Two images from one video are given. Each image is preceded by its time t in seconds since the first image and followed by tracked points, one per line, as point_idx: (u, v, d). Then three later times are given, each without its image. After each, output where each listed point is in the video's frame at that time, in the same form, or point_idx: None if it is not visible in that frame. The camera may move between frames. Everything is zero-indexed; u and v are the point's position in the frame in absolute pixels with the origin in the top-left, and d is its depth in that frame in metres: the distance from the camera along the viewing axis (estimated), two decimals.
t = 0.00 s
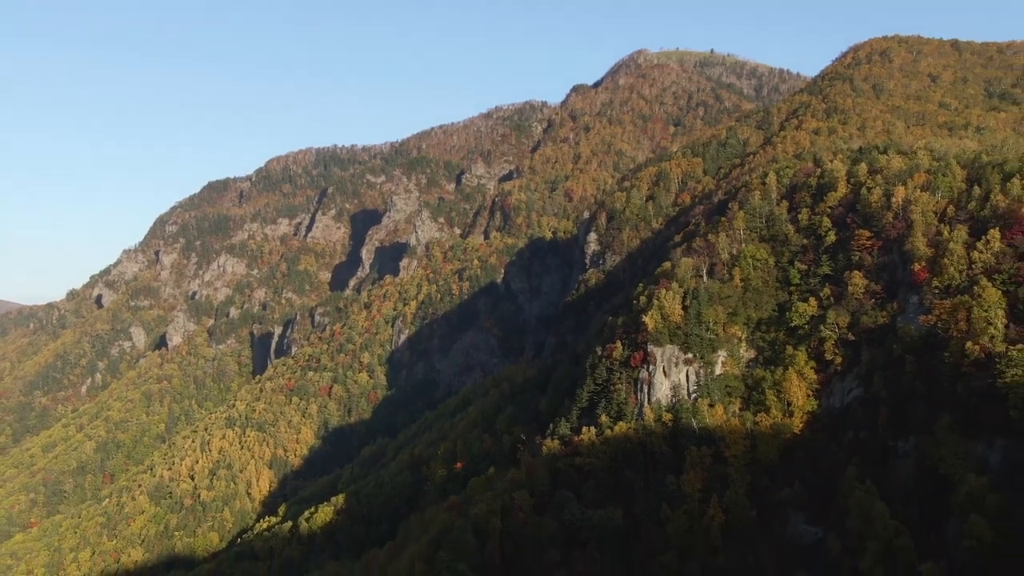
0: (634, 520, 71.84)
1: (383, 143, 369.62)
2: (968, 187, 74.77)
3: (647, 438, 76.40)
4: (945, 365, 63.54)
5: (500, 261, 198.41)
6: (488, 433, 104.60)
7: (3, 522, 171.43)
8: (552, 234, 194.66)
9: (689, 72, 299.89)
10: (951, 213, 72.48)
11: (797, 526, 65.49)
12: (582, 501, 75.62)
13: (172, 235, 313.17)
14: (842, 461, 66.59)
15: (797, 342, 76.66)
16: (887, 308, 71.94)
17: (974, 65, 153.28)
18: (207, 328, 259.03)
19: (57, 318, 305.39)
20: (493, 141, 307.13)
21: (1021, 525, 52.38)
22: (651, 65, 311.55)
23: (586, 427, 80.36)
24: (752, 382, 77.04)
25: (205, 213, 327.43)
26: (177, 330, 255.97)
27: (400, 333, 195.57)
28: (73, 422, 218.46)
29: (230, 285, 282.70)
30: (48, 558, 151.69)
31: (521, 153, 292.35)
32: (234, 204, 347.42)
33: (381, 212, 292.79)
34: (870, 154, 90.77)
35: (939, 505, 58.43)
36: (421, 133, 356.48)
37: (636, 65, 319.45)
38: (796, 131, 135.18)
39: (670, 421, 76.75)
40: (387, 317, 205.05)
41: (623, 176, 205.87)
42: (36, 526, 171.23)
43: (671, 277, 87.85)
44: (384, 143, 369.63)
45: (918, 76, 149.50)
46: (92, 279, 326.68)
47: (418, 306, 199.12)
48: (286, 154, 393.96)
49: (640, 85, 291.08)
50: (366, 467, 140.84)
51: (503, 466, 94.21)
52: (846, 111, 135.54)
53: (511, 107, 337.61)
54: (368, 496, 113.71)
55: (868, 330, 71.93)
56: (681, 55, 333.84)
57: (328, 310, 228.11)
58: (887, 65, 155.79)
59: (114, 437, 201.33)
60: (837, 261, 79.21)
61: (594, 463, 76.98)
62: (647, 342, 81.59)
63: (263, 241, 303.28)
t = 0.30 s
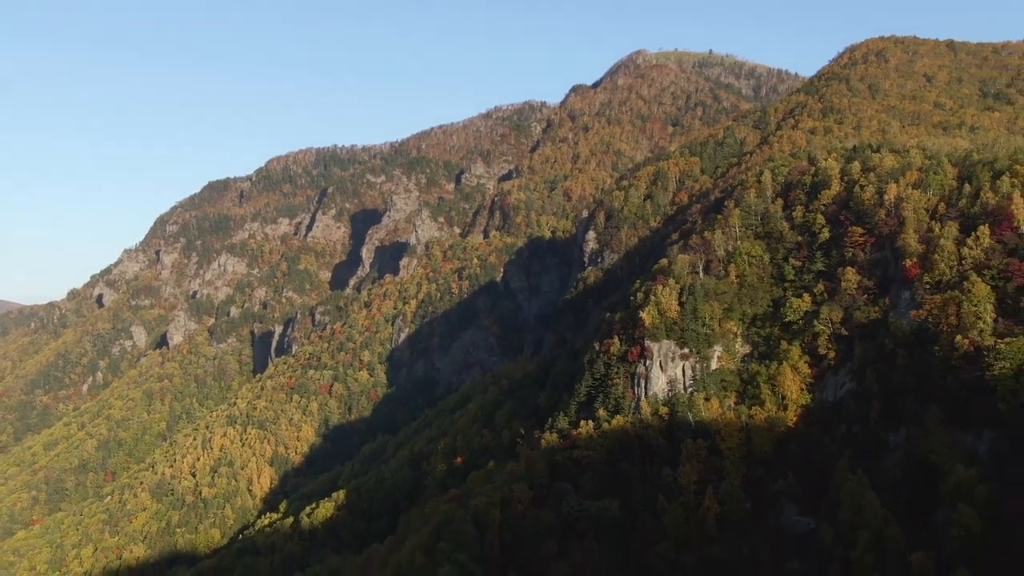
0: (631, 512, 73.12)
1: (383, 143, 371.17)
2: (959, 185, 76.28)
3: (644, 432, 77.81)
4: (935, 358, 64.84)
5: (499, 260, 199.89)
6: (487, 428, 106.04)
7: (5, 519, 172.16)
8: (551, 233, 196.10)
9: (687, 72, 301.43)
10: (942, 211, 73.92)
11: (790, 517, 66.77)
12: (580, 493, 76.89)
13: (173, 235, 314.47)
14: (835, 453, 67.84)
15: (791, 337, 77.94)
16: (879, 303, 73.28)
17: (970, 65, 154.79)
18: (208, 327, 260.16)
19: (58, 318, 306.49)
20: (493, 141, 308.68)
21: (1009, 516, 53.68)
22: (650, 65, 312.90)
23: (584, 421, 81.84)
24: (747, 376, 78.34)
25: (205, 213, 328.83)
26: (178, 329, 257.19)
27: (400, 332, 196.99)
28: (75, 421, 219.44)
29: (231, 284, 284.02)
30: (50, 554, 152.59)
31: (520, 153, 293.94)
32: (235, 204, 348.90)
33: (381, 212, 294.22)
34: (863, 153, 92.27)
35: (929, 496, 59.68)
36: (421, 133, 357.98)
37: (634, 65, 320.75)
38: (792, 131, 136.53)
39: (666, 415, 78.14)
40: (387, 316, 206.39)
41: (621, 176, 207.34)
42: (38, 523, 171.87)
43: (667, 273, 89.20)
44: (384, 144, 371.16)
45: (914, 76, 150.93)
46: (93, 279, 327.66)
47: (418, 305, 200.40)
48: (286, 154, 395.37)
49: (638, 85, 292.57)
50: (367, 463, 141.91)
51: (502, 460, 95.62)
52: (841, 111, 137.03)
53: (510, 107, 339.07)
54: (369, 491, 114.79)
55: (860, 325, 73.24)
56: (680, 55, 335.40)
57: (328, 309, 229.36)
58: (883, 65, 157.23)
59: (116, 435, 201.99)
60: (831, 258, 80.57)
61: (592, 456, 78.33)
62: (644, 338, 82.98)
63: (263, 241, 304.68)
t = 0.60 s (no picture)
0: (628, 504, 74.39)
1: (383, 144, 372.54)
2: (951, 183, 77.61)
3: (641, 426, 79.16)
4: (926, 353, 65.99)
5: (498, 259, 201.21)
6: (487, 424, 107.35)
7: (7, 517, 173.07)
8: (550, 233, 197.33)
9: (686, 73, 302.83)
10: (934, 208, 75.21)
11: (785, 509, 68.02)
12: (578, 485, 78.16)
13: (173, 235, 315.58)
14: (828, 446, 69.06)
15: (785, 333, 79.21)
16: (872, 299, 74.55)
17: (965, 66, 156.16)
18: (208, 326, 261.10)
19: (59, 317, 307.35)
20: (492, 141, 310.12)
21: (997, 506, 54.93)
22: (648, 65, 314.22)
23: (582, 416, 83.16)
24: (742, 372, 79.57)
25: (205, 213, 330.09)
26: (178, 328, 258.24)
27: (400, 330, 198.15)
28: (76, 420, 220.22)
29: (231, 284, 284.92)
30: (52, 551, 153.30)
31: (519, 153, 295.38)
32: (235, 204, 350.17)
33: (381, 211, 295.46)
34: (857, 152, 93.58)
35: (919, 487, 60.78)
36: (420, 133, 359.38)
37: (633, 65, 322.02)
38: (788, 130, 137.74)
39: (663, 409, 79.40)
40: (387, 315, 207.61)
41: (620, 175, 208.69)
42: (40, 520, 172.67)
43: (664, 270, 90.43)
44: (383, 144, 372.57)
45: (910, 77, 152.22)
46: (93, 279, 328.75)
47: (418, 304, 201.61)
48: (286, 155, 396.92)
49: (637, 86, 293.90)
50: (367, 460, 142.94)
51: (501, 455, 96.92)
52: (837, 111, 138.32)
53: (509, 107, 340.46)
54: (369, 487, 115.74)
55: (853, 321, 74.49)
56: (679, 55, 336.80)
57: (328, 308, 230.46)
58: (879, 65, 158.48)
59: (116, 433, 202.38)
60: (825, 255, 81.84)
61: (590, 450, 79.67)
62: (642, 334, 84.31)
63: (263, 241, 305.80)
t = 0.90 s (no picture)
0: (624, 497, 75.63)
1: (381, 144, 373.90)
2: (942, 181, 79.03)
3: (637, 421, 80.57)
4: (916, 347, 67.26)
5: (497, 259, 202.59)
6: (485, 420, 108.73)
7: (8, 515, 174.03)
8: (548, 232, 198.55)
9: (683, 74, 304.31)
10: (924, 206, 76.62)
11: (778, 501, 69.22)
12: (575, 479, 79.42)
13: (173, 235, 316.73)
14: (820, 440, 70.24)
15: (779, 328, 80.52)
16: (865, 296, 75.85)
17: (959, 67, 157.63)
18: (208, 325, 262.11)
19: (59, 317, 308.23)
20: (490, 141, 311.58)
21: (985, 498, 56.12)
22: (646, 67, 315.72)
23: (579, 411, 84.54)
24: (737, 367, 80.89)
25: (205, 214, 331.35)
26: (178, 328, 259.27)
27: (399, 329, 199.29)
28: (76, 419, 220.97)
29: (231, 284, 285.81)
30: (53, 549, 154.12)
31: (517, 153, 296.83)
32: (234, 204, 351.26)
33: (380, 211, 296.75)
34: (850, 151, 95.01)
35: (910, 480, 61.96)
36: (419, 134, 360.71)
37: (631, 65, 323.31)
38: (784, 130, 139.05)
39: (659, 404, 80.77)
40: (386, 314, 208.88)
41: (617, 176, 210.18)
42: (41, 518, 173.57)
43: (660, 268, 91.76)
44: (382, 144, 373.90)
45: (905, 77, 153.66)
46: (93, 279, 329.87)
47: (417, 303, 202.94)
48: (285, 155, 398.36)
49: (635, 86, 295.30)
50: (367, 458, 144.06)
51: (500, 449, 98.25)
52: (833, 111, 139.70)
53: (508, 108, 341.91)
54: (369, 484, 116.72)
55: (846, 317, 75.81)
56: (676, 56, 338.14)
57: (328, 308, 231.64)
58: (875, 66, 159.82)
59: (117, 432, 203.42)
60: (818, 252, 83.20)
61: (587, 444, 80.96)
62: (638, 330, 85.66)
63: (263, 240, 306.89)
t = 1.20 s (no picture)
0: (620, 490, 76.93)
1: (379, 145, 375.16)
2: (933, 181, 80.35)
3: (633, 416, 81.79)
4: (906, 343, 68.48)
5: (495, 259, 204.03)
6: (483, 417, 110.00)
7: (8, 513, 174.74)
8: (546, 233, 199.73)
9: (680, 75, 305.72)
10: (916, 205, 77.92)
11: (771, 495, 70.50)
12: (572, 473, 80.74)
13: (171, 235, 317.62)
14: (813, 434, 71.47)
15: (773, 325, 81.72)
16: (856, 293, 77.00)
17: (953, 68, 159.11)
18: (207, 325, 263.03)
19: (58, 317, 309.05)
20: (488, 142, 312.85)
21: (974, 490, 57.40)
22: (643, 67, 317.02)
23: (576, 406, 85.73)
24: (731, 363, 82.12)
25: (204, 214, 332.29)
26: (177, 327, 260.29)
27: (397, 329, 200.50)
28: (75, 418, 221.68)
29: (230, 283, 286.51)
30: (53, 546, 154.88)
31: (515, 154, 298.29)
32: (233, 205, 352.34)
33: (378, 211, 297.86)
34: (843, 151, 96.35)
35: (900, 473, 63.15)
36: (416, 134, 361.99)
37: (628, 66, 324.56)
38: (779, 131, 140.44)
39: (654, 400, 81.95)
40: (384, 313, 210.01)
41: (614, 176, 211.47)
42: (41, 517, 174.32)
43: (656, 265, 92.99)
44: (380, 145, 375.18)
45: (899, 78, 154.99)
46: (92, 279, 330.71)
47: (415, 303, 204.13)
48: (284, 156, 399.67)
49: (632, 88, 296.70)
50: (366, 455, 145.09)
51: (497, 445, 99.55)
52: (827, 112, 141.04)
53: (505, 109, 343.17)
54: (368, 480, 117.58)
55: (838, 313, 77.03)
56: (673, 57, 339.40)
57: (326, 307, 232.74)
58: (869, 67, 161.15)
59: (116, 431, 204.24)
60: (811, 250, 84.49)
61: (583, 439, 82.23)
62: (634, 327, 86.84)
63: (262, 241, 307.94)
